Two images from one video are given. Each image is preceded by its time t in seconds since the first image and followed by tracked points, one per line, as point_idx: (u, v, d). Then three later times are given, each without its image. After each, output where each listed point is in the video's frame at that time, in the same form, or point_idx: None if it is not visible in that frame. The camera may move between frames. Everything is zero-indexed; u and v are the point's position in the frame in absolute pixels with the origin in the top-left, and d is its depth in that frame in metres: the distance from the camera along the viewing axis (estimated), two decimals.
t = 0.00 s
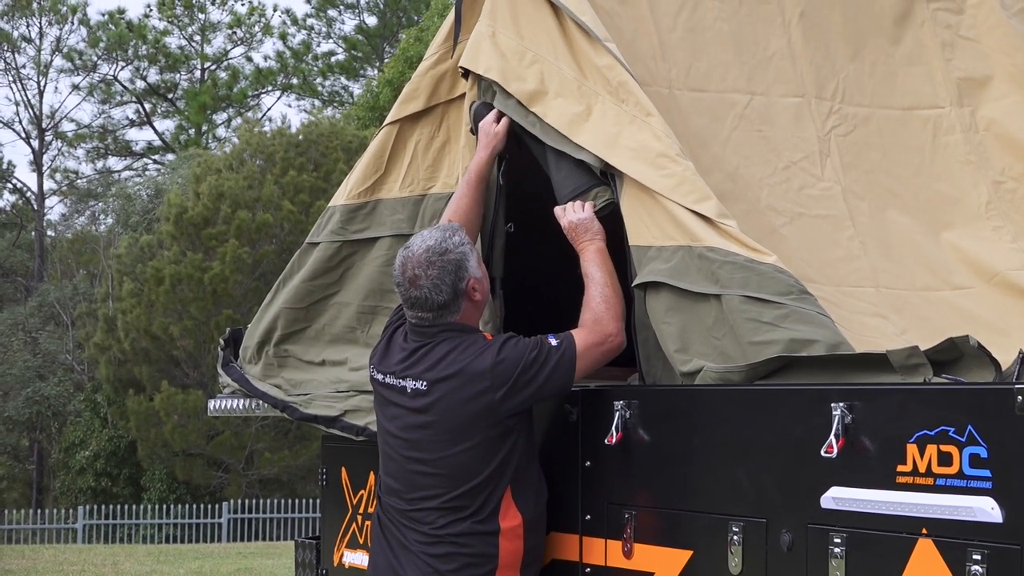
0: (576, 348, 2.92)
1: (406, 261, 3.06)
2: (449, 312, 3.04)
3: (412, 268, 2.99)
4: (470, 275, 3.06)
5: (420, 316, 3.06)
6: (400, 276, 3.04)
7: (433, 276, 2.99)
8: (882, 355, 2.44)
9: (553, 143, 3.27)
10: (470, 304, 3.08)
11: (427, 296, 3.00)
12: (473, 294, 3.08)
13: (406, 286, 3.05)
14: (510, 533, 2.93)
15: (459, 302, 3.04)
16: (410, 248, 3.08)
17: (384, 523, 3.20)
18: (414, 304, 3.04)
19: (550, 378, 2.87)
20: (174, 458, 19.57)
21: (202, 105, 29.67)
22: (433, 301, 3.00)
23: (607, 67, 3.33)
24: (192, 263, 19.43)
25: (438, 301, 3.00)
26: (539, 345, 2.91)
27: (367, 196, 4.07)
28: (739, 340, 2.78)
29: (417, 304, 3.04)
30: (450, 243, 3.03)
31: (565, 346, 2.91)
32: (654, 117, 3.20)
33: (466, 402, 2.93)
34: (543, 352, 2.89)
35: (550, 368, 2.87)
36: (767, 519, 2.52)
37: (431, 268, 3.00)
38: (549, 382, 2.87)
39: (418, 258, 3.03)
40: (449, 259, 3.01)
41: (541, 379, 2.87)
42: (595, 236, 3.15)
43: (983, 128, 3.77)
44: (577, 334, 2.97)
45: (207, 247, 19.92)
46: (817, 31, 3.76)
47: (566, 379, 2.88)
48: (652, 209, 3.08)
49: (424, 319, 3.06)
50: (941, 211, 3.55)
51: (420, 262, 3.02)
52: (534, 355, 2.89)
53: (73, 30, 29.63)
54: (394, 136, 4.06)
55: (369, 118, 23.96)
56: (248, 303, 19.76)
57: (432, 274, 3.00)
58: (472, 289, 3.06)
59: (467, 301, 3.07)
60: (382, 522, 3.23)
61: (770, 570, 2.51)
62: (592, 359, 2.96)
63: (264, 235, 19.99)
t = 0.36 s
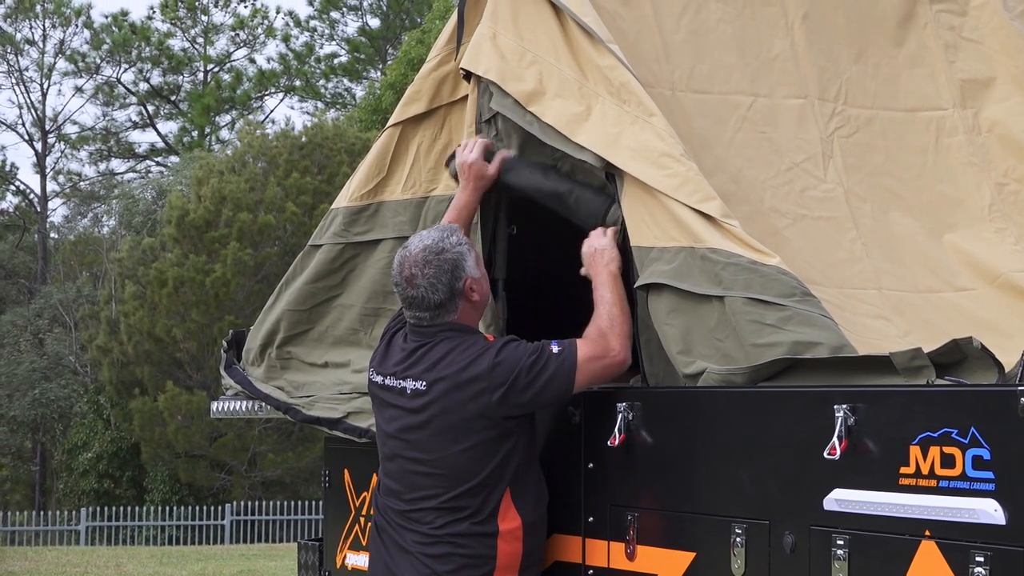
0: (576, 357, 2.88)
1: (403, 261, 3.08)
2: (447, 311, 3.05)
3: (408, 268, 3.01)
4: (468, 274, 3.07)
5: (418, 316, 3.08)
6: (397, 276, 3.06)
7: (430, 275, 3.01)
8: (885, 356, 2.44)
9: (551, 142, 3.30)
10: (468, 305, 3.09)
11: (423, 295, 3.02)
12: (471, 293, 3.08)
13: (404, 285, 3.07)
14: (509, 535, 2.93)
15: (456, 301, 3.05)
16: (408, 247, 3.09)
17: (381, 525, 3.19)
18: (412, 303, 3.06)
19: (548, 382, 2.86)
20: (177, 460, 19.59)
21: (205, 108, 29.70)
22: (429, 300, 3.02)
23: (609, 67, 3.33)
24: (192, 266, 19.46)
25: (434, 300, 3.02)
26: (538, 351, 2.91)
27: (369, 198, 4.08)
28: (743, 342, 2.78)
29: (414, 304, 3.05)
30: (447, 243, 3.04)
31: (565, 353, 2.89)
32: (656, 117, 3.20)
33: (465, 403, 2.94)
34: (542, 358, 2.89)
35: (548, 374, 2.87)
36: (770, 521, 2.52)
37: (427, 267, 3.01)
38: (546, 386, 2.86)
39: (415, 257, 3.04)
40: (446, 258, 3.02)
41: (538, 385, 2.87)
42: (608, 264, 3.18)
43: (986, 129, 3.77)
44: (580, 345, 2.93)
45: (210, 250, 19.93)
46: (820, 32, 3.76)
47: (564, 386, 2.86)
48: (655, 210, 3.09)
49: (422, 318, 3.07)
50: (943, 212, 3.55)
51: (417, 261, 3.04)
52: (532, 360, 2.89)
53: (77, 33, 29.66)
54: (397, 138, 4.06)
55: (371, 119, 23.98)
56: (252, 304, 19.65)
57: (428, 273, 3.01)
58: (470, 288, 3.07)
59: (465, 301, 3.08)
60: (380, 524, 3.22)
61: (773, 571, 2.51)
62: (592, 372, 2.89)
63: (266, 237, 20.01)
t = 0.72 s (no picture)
0: (571, 351, 2.88)
1: (402, 252, 3.11)
2: (439, 308, 3.06)
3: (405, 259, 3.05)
4: (465, 274, 3.07)
5: (413, 310, 3.10)
6: (395, 267, 3.10)
7: (425, 267, 3.04)
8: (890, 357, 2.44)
9: (559, 143, 3.31)
10: (462, 305, 3.08)
11: (417, 288, 3.05)
12: (466, 295, 3.07)
13: (401, 277, 3.10)
14: (511, 537, 2.92)
15: (449, 299, 3.05)
16: (409, 241, 3.13)
17: (379, 529, 3.18)
18: (408, 295, 3.09)
19: (543, 376, 2.87)
20: (181, 459, 19.62)
21: (209, 108, 29.73)
22: (423, 293, 3.04)
23: (612, 66, 3.33)
24: (192, 268, 19.54)
25: (427, 294, 3.04)
26: (531, 344, 2.92)
27: (373, 199, 4.08)
28: (747, 342, 2.78)
29: (409, 296, 3.08)
30: (447, 239, 3.07)
31: (561, 346, 2.89)
32: (660, 117, 3.20)
33: (464, 401, 2.95)
34: (536, 350, 2.90)
35: (542, 367, 2.87)
36: (774, 521, 2.52)
37: (423, 260, 3.04)
38: (542, 379, 2.86)
39: (413, 249, 3.08)
40: (442, 254, 3.04)
41: (534, 379, 2.87)
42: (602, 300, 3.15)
43: (990, 130, 3.77)
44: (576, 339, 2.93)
45: (213, 250, 19.95)
46: (824, 31, 3.76)
47: (559, 381, 2.86)
48: (660, 210, 3.10)
49: (416, 312, 3.10)
50: (947, 213, 3.54)
51: (415, 253, 3.07)
52: (528, 352, 2.90)
53: (81, 33, 29.70)
54: (400, 138, 4.05)
55: (375, 119, 23.97)
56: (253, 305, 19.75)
57: (424, 266, 3.04)
58: (465, 289, 3.06)
59: (459, 301, 3.07)
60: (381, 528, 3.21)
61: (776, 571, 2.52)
62: (589, 366, 2.88)
63: (269, 236, 20.01)
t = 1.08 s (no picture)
0: (573, 339, 2.88)
1: (411, 232, 3.12)
2: (442, 290, 3.06)
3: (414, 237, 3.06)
4: (471, 261, 3.09)
5: (416, 291, 3.10)
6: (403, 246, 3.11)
7: (434, 247, 3.05)
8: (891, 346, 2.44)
9: (557, 132, 3.33)
10: (465, 292, 3.09)
11: (423, 267, 3.05)
12: (470, 282, 3.09)
13: (407, 258, 3.11)
14: (510, 525, 2.93)
15: (452, 282, 3.05)
16: (417, 225, 3.15)
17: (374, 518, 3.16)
18: (411, 276, 3.09)
19: (545, 364, 2.87)
20: (184, 448, 19.66)
21: (210, 97, 29.69)
22: (428, 273, 3.04)
23: (613, 55, 3.32)
24: (192, 259, 19.60)
25: (433, 274, 3.04)
26: (532, 331, 2.94)
27: (374, 188, 4.08)
28: (749, 331, 2.78)
29: (413, 276, 3.08)
30: (457, 224, 3.10)
31: (563, 335, 2.89)
32: (661, 105, 3.19)
33: (465, 388, 2.95)
34: (537, 338, 2.90)
35: (543, 355, 2.87)
36: (775, 511, 2.53)
37: (432, 240, 3.06)
38: (543, 366, 2.86)
39: (423, 229, 3.09)
40: (451, 236, 3.06)
41: (536, 366, 2.88)
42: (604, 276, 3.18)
43: (993, 119, 3.75)
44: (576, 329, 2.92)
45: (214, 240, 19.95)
46: (825, 21, 3.75)
47: (561, 369, 2.86)
48: (659, 199, 3.10)
49: (419, 294, 3.09)
50: (950, 202, 3.54)
51: (424, 234, 3.09)
52: (530, 340, 2.91)
53: (81, 22, 29.65)
54: (402, 128, 4.06)
55: (376, 108, 23.92)
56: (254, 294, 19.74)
57: (432, 245, 3.05)
58: (469, 275, 3.08)
59: (462, 287, 3.08)
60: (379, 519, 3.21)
61: (777, 560, 2.52)
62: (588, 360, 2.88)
63: (270, 225, 20.00)
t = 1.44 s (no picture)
0: (579, 314, 2.96)
1: (422, 209, 3.12)
2: (452, 267, 3.06)
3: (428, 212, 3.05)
4: (480, 241, 3.10)
5: (424, 267, 3.08)
6: (414, 220, 3.09)
7: (447, 222, 3.05)
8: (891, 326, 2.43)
9: (554, 111, 3.31)
10: (471, 272, 3.09)
11: (436, 241, 3.04)
12: (477, 262, 3.10)
13: (417, 232, 3.09)
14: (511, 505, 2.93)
15: (463, 260, 3.06)
16: (426, 203, 3.14)
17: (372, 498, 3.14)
18: (421, 250, 3.07)
19: (553, 340, 2.90)
20: (184, 428, 19.71)
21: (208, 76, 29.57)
22: (440, 248, 3.03)
23: (612, 34, 3.31)
24: (192, 237, 19.50)
25: (445, 249, 3.03)
26: (538, 309, 2.97)
27: (375, 167, 4.08)
28: (748, 311, 2.77)
29: (423, 250, 3.06)
30: (468, 204, 3.12)
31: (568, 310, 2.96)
32: (659, 85, 3.18)
33: (471, 364, 2.95)
34: (545, 315, 2.94)
35: (552, 331, 2.91)
36: (775, 490, 2.53)
37: (446, 215, 3.06)
38: (552, 341, 2.90)
39: (435, 206, 3.09)
40: (464, 214, 3.07)
41: (544, 342, 2.91)
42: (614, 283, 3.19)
43: (993, 99, 3.74)
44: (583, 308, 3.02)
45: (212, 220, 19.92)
46: None
47: (569, 345, 2.91)
48: (658, 178, 3.09)
49: (428, 269, 3.07)
50: (949, 182, 3.53)
51: (437, 210, 3.08)
52: (537, 316, 2.94)
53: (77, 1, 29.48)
54: (402, 107, 4.04)
55: (373, 87, 23.82)
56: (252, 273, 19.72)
57: (446, 221, 3.05)
58: (478, 255, 3.09)
59: (470, 266, 3.08)
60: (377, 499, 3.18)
61: (776, 540, 2.53)
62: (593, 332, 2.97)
63: (267, 204, 19.95)
